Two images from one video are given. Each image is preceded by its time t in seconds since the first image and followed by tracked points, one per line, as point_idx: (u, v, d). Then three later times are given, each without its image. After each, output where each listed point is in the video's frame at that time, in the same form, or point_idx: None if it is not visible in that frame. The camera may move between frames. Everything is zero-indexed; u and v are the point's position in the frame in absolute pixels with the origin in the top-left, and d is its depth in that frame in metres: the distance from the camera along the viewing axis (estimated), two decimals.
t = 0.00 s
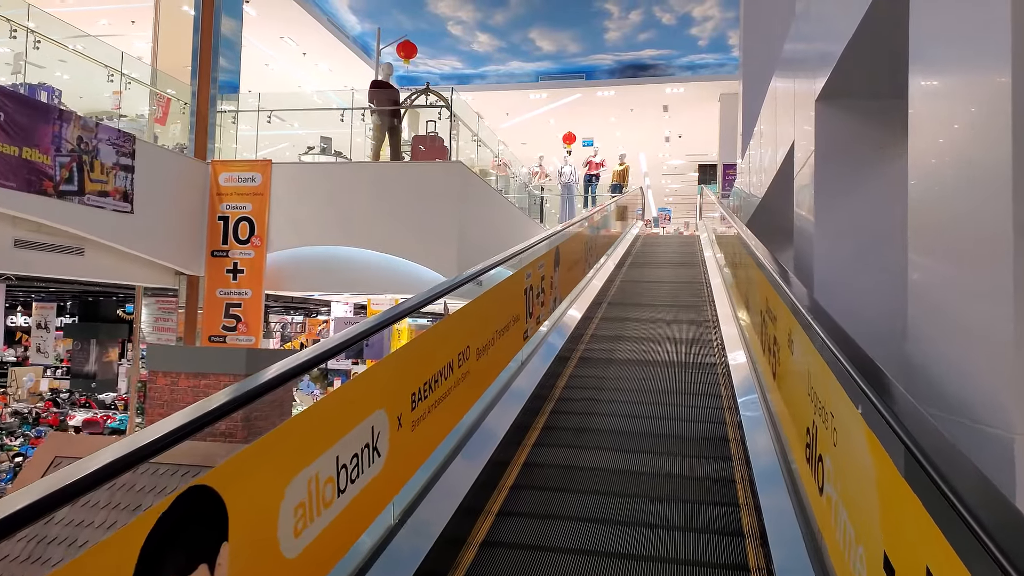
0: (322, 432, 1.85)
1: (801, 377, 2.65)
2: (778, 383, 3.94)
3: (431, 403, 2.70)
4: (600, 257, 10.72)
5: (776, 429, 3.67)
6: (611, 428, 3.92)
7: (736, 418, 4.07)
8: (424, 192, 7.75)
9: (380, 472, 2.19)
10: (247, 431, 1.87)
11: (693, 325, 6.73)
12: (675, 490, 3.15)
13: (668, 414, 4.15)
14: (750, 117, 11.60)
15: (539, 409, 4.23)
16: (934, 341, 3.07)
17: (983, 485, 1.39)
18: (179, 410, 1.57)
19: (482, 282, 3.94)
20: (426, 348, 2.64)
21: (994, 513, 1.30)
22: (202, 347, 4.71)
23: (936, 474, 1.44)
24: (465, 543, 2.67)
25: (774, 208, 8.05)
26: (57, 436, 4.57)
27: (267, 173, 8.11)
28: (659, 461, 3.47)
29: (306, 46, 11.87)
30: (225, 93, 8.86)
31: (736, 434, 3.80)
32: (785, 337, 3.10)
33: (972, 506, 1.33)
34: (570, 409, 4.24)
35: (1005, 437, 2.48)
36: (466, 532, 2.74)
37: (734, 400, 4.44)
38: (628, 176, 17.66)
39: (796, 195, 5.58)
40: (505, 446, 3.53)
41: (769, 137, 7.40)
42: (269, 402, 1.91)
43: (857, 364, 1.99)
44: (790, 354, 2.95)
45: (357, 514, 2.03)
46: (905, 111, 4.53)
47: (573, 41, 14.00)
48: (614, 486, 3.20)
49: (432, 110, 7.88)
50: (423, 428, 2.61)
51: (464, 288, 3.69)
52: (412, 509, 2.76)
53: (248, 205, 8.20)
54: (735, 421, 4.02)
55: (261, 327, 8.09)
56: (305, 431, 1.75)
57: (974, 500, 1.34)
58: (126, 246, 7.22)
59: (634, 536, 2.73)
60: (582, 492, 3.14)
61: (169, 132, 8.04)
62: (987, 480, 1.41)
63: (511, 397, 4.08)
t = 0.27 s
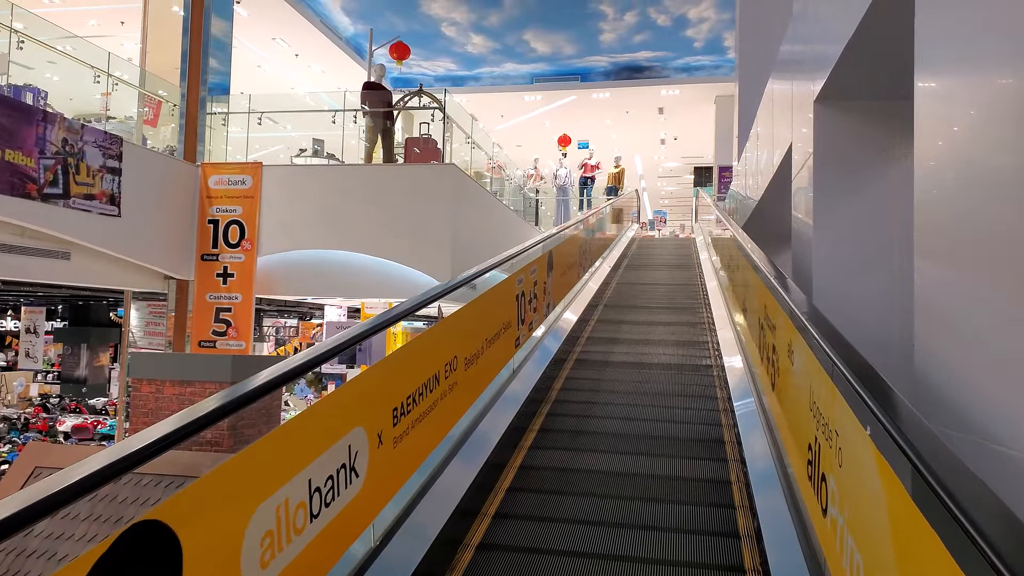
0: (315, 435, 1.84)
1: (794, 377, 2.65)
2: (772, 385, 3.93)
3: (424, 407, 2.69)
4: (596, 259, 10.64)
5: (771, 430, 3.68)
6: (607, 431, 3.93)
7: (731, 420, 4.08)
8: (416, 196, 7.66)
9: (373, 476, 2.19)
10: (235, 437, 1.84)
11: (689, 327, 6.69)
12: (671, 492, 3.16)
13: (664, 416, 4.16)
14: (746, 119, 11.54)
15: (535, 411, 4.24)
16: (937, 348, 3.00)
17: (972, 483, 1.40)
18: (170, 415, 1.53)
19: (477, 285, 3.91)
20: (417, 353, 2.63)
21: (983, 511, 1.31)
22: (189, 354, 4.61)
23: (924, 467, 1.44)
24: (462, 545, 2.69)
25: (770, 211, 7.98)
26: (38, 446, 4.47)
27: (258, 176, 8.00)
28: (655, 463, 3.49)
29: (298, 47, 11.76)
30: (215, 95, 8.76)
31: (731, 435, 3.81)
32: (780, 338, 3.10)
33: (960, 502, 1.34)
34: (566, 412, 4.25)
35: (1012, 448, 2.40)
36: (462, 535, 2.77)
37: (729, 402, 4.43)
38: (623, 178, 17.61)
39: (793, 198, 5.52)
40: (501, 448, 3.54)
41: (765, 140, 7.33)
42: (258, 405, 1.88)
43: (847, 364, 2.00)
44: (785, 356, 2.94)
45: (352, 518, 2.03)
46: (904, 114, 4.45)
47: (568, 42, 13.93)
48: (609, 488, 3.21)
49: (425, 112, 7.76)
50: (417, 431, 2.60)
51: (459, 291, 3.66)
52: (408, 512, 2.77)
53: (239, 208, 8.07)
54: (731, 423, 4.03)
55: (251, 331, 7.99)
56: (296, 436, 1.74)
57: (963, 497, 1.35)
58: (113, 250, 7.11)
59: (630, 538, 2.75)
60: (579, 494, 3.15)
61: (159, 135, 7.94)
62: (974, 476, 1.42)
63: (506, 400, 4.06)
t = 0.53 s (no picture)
0: (303, 441, 1.81)
1: (789, 378, 2.62)
2: (768, 386, 3.90)
3: (412, 411, 2.65)
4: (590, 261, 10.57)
5: (766, 430, 3.65)
6: (603, 432, 3.89)
7: (726, 420, 4.05)
8: (408, 199, 7.56)
9: (359, 481, 2.15)
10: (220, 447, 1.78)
11: (684, 329, 6.63)
12: (667, 493, 3.13)
13: (659, 417, 4.12)
14: (741, 120, 11.49)
15: (530, 413, 4.20)
16: (939, 353, 2.91)
17: (972, 488, 1.36)
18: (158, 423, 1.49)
19: (470, 288, 3.86)
20: (404, 358, 2.60)
21: (982, 514, 1.27)
22: (172, 362, 4.50)
23: (920, 471, 1.41)
24: (457, 548, 2.65)
25: (766, 212, 7.91)
26: (16, 459, 4.36)
27: (246, 179, 7.88)
28: (650, 465, 3.45)
29: (288, 49, 11.66)
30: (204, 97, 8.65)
31: (726, 436, 3.78)
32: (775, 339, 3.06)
33: (958, 506, 1.30)
34: (561, 413, 4.21)
35: (1018, 456, 2.32)
36: (458, 537, 2.73)
37: (724, 403, 4.39)
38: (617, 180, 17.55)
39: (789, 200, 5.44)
40: (497, 450, 3.50)
41: (760, 141, 7.26)
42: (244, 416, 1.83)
43: (842, 365, 1.97)
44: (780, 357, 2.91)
45: (335, 525, 1.99)
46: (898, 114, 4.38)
47: (561, 43, 13.87)
48: (605, 489, 3.17)
49: (415, 114, 7.72)
50: (405, 435, 2.56)
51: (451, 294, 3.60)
52: (402, 516, 2.72)
53: (228, 212, 7.97)
54: (726, 424, 4.00)
55: (240, 337, 7.86)
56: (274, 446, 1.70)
57: (962, 501, 1.32)
58: (99, 255, 6.99)
59: (625, 539, 2.72)
60: (574, 496, 3.11)
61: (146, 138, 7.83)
62: (972, 481, 1.39)
63: (500, 403, 4.01)
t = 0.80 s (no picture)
0: (291, 443, 1.81)
1: (782, 379, 2.61)
2: (761, 386, 3.89)
3: (399, 415, 2.63)
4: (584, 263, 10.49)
5: (759, 430, 3.64)
6: (597, 433, 3.88)
7: (720, 420, 4.04)
8: (399, 200, 7.46)
9: (344, 484, 2.13)
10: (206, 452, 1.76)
11: (678, 330, 6.59)
12: (660, 494, 3.12)
13: (653, 418, 4.11)
14: (737, 120, 11.44)
15: (524, 414, 4.18)
16: (941, 361, 2.83)
17: (961, 489, 1.35)
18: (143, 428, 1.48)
19: (460, 291, 3.83)
20: (392, 363, 2.57)
21: (972, 515, 1.27)
22: (153, 368, 4.39)
23: (908, 469, 1.40)
24: (451, 549, 2.64)
25: (761, 214, 7.82)
26: None
27: (235, 180, 7.78)
28: (644, 465, 3.44)
29: (279, 48, 11.53)
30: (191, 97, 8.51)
31: (720, 436, 3.77)
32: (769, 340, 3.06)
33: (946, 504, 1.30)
34: (555, 414, 4.19)
35: (1022, 467, 2.25)
36: (452, 538, 2.72)
37: (717, 403, 4.38)
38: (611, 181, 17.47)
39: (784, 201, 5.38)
40: (491, 451, 3.49)
41: (755, 141, 7.17)
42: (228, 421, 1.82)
43: (834, 365, 1.96)
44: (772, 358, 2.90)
45: (319, 529, 1.97)
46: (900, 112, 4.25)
47: (555, 43, 13.79)
48: (599, 490, 3.16)
49: (407, 113, 7.60)
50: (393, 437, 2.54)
51: (440, 297, 3.57)
52: (394, 519, 2.70)
53: (216, 213, 7.86)
54: (719, 424, 3.99)
55: (228, 340, 7.71)
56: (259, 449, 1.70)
57: (952, 500, 1.31)
58: (84, 257, 6.87)
59: (619, 540, 2.71)
60: (568, 497, 3.11)
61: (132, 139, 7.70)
62: (962, 481, 1.38)
63: (493, 406, 3.97)
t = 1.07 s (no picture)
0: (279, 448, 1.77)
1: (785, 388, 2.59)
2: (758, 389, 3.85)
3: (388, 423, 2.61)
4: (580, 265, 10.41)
5: (756, 434, 3.61)
6: (593, 435, 3.84)
7: (716, 422, 4.01)
8: (391, 202, 7.36)
9: (331, 493, 2.10)
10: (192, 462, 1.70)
11: (673, 331, 6.53)
12: (657, 496, 3.10)
13: (649, 420, 4.08)
14: (732, 122, 11.37)
15: (520, 417, 4.14)
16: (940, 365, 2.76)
17: (958, 493, 1.34)
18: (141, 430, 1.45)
19: (455, 294, 3.79)
20: (382, 370, 2.55)
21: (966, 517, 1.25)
22: (136, 376, 4.28)
23: (901, 466, 1.39)
24: (448, 552, 2.60)
25: (758, 216, 7.73)
26: None
27: (224, 182, 7.54)
28: (640, 467, 3.42)
29: (270, 50, 11.43)
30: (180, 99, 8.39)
31: (716, 439, 3.74)
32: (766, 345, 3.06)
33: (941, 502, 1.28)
34: (551, 416, 4.15)
35: None
36: (449, 541, 2.67)
37: (713, 405, 4.34)
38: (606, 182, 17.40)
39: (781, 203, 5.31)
40: (488, 454, 3.45)
41: (752, 143, 7.08)
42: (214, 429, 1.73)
43: (830, 368, 1.95)
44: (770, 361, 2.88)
45: (307, 535, 1.94)
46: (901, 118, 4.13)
47: (548, 45, 13.72)
48: (596, 493, 3.13)
49: (399, 115, 7.49)
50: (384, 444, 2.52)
51: (436, 301, 3.55)
52: (388, 525, 2.65)
53: (205, 217, 7.66)
54: (716, 426, 3.95)
55: (218, 344, 7.57)
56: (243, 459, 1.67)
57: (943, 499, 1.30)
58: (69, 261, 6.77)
59: (614, 542, 2.69)
60: (565, 500, 3.07)
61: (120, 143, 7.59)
62: (957, 484, 1.37)
63: (489, 409, 3.92)
